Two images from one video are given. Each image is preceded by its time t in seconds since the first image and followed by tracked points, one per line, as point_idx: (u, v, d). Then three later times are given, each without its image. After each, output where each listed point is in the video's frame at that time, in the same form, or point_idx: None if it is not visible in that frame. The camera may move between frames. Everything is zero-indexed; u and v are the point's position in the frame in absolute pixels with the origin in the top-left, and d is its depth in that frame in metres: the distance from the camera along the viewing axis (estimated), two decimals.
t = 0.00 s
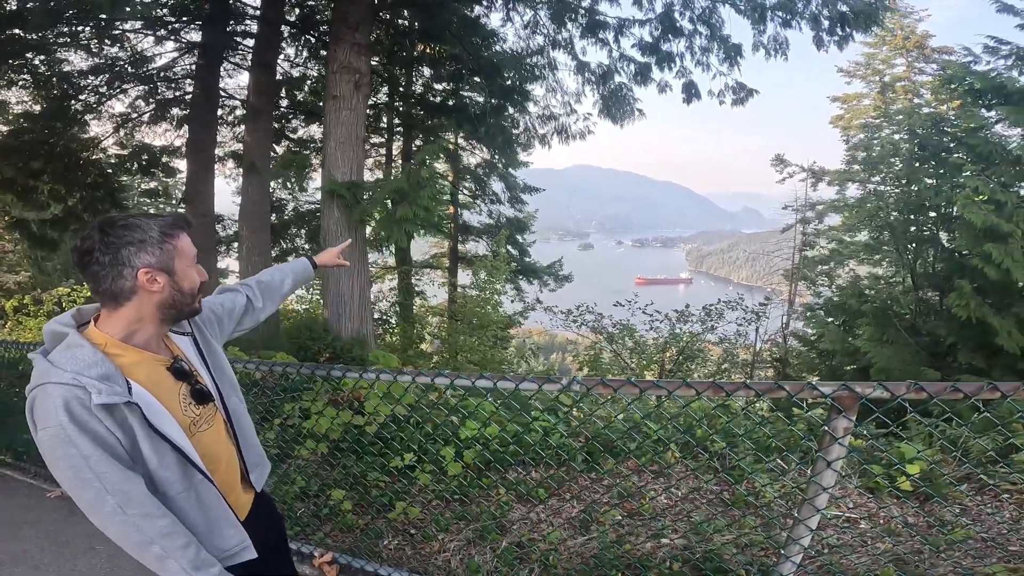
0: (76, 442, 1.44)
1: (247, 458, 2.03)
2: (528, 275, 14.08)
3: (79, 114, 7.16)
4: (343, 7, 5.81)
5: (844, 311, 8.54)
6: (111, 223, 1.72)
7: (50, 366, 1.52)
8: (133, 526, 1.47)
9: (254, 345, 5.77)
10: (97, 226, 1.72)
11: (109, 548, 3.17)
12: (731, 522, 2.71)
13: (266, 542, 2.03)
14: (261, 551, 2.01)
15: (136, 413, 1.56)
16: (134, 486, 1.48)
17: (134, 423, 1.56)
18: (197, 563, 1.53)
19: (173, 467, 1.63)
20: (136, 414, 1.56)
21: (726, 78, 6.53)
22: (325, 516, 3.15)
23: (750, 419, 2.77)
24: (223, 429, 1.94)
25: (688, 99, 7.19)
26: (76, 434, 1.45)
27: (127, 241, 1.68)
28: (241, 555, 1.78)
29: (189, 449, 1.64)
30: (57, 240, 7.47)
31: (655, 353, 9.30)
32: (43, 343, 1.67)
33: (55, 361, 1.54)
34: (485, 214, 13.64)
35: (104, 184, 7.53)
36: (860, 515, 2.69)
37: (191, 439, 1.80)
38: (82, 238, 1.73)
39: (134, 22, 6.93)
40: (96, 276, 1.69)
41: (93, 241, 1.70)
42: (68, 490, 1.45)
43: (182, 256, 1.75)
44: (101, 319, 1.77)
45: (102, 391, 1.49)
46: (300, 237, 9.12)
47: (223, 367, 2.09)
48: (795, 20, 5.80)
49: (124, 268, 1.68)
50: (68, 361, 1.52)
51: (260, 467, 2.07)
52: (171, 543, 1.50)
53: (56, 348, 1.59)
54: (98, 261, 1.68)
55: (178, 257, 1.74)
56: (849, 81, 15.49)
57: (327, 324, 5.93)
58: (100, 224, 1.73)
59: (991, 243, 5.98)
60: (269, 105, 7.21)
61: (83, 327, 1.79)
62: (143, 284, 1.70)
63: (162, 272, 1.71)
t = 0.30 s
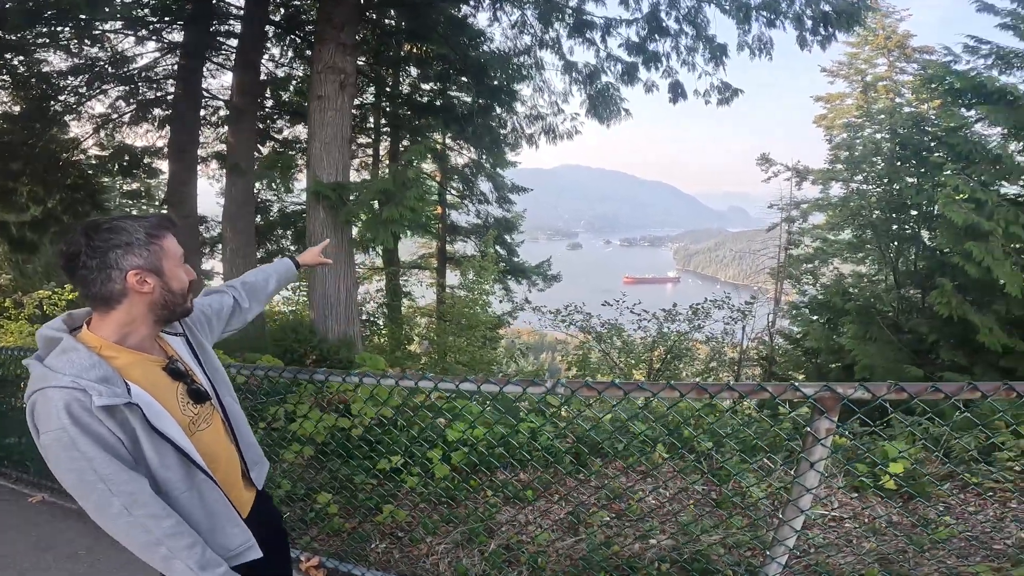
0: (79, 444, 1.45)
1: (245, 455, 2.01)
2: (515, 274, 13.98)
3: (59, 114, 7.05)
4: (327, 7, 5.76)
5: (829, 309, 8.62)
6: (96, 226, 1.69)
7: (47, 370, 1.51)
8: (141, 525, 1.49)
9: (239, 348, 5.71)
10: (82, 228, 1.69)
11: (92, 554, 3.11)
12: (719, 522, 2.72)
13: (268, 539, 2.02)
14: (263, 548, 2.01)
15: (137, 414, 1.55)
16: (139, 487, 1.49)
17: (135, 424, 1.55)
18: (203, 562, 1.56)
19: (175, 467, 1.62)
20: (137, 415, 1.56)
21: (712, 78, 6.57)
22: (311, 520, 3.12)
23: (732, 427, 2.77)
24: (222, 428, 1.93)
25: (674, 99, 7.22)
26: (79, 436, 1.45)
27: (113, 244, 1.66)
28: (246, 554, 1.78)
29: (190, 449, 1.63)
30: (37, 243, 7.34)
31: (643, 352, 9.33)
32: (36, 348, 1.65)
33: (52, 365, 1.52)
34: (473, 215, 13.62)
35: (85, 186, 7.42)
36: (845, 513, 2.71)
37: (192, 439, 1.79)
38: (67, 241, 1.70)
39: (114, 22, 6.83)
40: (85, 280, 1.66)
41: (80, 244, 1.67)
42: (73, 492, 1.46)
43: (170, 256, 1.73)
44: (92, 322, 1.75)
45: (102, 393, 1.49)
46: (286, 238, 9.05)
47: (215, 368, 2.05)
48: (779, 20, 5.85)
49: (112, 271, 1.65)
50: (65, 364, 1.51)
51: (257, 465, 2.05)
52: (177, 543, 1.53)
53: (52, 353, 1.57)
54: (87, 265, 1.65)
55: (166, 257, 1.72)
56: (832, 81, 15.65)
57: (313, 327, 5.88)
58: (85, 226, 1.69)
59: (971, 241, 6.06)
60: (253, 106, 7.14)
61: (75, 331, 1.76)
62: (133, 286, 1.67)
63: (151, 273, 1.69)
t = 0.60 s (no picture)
0: (87, 453, 1.58)
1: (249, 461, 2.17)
2: (503, 276, 14.37)
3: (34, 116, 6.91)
4: (309, 7, 5.69)
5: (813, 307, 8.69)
6: (86, 239, 1.79)
7: (51, 383, 1.64)
8: (153, 529, 1.63)
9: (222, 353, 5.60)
10: (74, 244, 1.80)
11: (73, 564, 3.07)
12: (709, 527, 2.71)
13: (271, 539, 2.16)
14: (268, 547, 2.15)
15: (142, 423, 1.70)
16: (148, 491, 1.63)
17: (140, 432, 1.70)
18: (218, 564, 1.70)
19: (180, 471, 1.76)
20: (142, 422, 1.70)
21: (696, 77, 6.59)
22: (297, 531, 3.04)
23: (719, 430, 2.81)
24: (222, 435, 2.06)
25: (659, 99, 7.25)
26: (87, 446, 1.59)
27: (106, 255, 1.77)
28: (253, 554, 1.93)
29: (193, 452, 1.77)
30: (13, 247, 7.18)
31: (630, 352, 9.33)
32: (38, 362, 1.77)
33: (54, 376, 1.66)
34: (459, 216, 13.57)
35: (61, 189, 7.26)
36: (833, 517, 2.71)
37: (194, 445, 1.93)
38: (63, 257, 1.82)
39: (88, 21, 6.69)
40: (80, 292, 1.77)
41: (73, 259, 1.78)
42: (84, 501, 1.59)
43: (162, 266, 1.84)
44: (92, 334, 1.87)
45: (106, 403, 1.63)
46: (269, 241, 8.93)
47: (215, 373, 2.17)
48: (762, 20, 5.88)
49: (107, 283, 1.76)
50: (69, 376, 1.64)
51: (261, 470, 2.19)
52: (190, 545, 1.67)
53: (53, 365, 1.70)
54: (81, 277, 1.76)
55: (158, 267, 1.83)
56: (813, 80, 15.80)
57: (298, 331, 5.82)
58: (76, 242, 1.80)
59: (952, 239, 6.13)
60: (232, 108, 7.02)
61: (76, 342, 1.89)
62: (129, 296, 1.79)
63: (146, 282, 1.80)
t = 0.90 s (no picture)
0: (65, 472, 1.52)
1: (230, 480, 2.10)
2: (488, 277, 14.25)
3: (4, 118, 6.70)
4: (289, 7, 5.59)
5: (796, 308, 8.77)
6: (54, 253, 1.73)
7: (23, 401, 1.57)
8: (139, 547, 1.58)
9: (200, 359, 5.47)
10: (40, 257, 1.73)
11: None
12: (698, 538, 2.66)
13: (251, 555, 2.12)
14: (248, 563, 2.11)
15: (121, 440, 1.64)
16: (132, 508, 1.59)
17: (119, 448, 1.63)
18: None
19: (162, 487, 1.71)
20: (121, 439, 1.64)
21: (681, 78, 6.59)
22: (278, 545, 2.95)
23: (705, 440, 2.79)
24: (201, 451, 2.01)
25: (644, 100, 7.24)
26: (65, 464, 1.53)
27: (76, 270, 1.70)
28: (235, 568, 1.90)
29: (176, 468, 1.73)
30: None
31: (615, 353, 9.30)
32: (5, 379, 1.69)
33: (26, 395, 1.58)
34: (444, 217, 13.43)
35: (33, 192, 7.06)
36: (822, 523, 2.68)
37: (175, 461, 1.88)
38: (28, 272, 1.73)
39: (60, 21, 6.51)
40: (50, 309, 1.70)
41: (40, 273, 1.71)
42: (66, 519, 1.54)
43: (136, 279, 1.79)
44: (61, 351, 1.79)
45: (83, 420, 1.56)
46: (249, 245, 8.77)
47: (189, 393, 2.12)
48: (746, 20, 5.88)
49: (78, 298, 1.69)
50: (41, 395, 1.57)
51: (240, 488, 2.15)
52: (177, 559, 1.64)
53: (23, 383, 1.63)
54: (51, 293, 1.69)
55: (132, 280, 1.78)
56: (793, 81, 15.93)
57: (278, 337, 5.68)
58: (42, 255, 1.73)
59: (933, 239, 6.17)
60: (208, 109, 6.88)
61: (46, 359, 1.81)
62: (102, 310, 1.72)
63: (119, 297, 1.74)
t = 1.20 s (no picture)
0: None
1: (171, 501, 2.01)
2: (473, 278, 14.14)
3: None
4: (267, 5, 5.46)
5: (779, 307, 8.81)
6: None
7: None
8: (76, 571, 1.46)
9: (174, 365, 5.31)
10: None
11: None
12: (685, 545, 2.62)
13: None
14: None
15: (46, 460, 1.50)
16: (66, 530, 1.47)
17: (45, 468, 1.50)
18: None
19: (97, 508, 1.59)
20: (46, 459, 1.51)
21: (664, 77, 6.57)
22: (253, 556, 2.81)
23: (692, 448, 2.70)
24: (134, 471, 1.90)
25: (628, 99, 7.22)
26: None
27: None
28: None
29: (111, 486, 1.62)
30: None
31: (601, 354, 9.26)
32: None
33: None
34: (428, 218, 13.26)
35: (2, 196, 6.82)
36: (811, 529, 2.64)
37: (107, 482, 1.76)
38: None
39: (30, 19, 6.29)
40: None
41: None
42: None
43: (63, 288, 1.72)
44: None
45: (4, 438, 1.43)
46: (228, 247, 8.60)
47: (118, 410, 1.99)
48: (729, 19, 5.87)
49: (7, 305, 1.59)
50: None
51: (181, 509, 2.05)
52: None
53: None
54: None
55: (59, 289, 1.71)
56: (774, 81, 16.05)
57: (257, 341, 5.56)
58: None
59: (914, 238, 6.20)
60: (183, 109, 6.70)
61: None
62: (29, 319, 1.63)
63: (49, 306, 1.66)
